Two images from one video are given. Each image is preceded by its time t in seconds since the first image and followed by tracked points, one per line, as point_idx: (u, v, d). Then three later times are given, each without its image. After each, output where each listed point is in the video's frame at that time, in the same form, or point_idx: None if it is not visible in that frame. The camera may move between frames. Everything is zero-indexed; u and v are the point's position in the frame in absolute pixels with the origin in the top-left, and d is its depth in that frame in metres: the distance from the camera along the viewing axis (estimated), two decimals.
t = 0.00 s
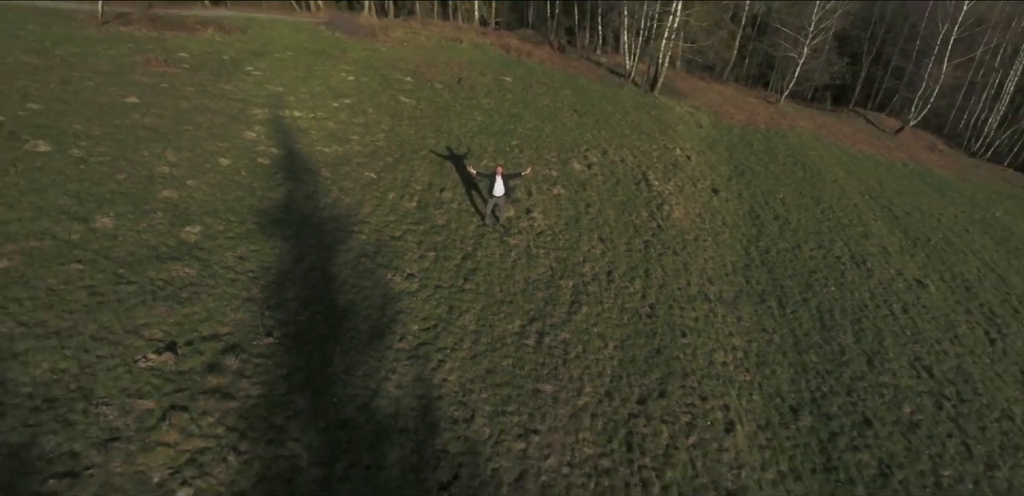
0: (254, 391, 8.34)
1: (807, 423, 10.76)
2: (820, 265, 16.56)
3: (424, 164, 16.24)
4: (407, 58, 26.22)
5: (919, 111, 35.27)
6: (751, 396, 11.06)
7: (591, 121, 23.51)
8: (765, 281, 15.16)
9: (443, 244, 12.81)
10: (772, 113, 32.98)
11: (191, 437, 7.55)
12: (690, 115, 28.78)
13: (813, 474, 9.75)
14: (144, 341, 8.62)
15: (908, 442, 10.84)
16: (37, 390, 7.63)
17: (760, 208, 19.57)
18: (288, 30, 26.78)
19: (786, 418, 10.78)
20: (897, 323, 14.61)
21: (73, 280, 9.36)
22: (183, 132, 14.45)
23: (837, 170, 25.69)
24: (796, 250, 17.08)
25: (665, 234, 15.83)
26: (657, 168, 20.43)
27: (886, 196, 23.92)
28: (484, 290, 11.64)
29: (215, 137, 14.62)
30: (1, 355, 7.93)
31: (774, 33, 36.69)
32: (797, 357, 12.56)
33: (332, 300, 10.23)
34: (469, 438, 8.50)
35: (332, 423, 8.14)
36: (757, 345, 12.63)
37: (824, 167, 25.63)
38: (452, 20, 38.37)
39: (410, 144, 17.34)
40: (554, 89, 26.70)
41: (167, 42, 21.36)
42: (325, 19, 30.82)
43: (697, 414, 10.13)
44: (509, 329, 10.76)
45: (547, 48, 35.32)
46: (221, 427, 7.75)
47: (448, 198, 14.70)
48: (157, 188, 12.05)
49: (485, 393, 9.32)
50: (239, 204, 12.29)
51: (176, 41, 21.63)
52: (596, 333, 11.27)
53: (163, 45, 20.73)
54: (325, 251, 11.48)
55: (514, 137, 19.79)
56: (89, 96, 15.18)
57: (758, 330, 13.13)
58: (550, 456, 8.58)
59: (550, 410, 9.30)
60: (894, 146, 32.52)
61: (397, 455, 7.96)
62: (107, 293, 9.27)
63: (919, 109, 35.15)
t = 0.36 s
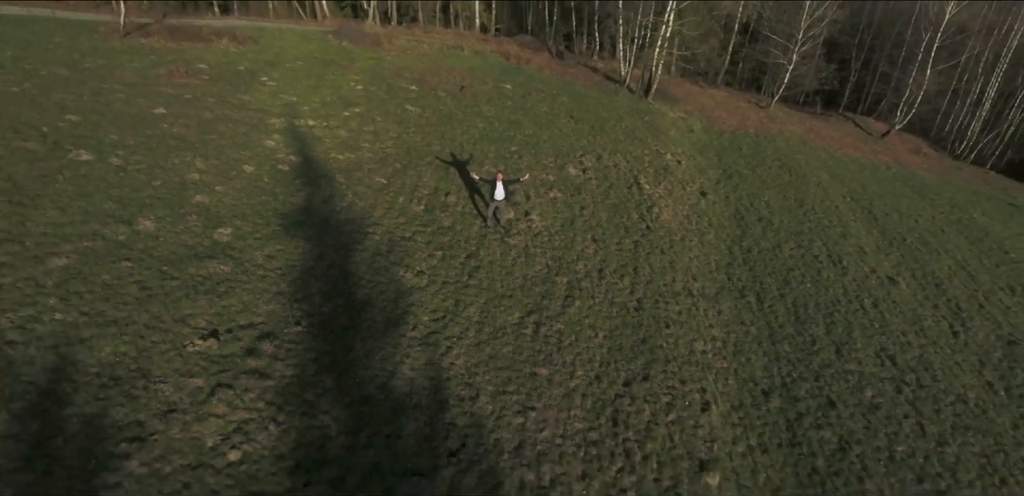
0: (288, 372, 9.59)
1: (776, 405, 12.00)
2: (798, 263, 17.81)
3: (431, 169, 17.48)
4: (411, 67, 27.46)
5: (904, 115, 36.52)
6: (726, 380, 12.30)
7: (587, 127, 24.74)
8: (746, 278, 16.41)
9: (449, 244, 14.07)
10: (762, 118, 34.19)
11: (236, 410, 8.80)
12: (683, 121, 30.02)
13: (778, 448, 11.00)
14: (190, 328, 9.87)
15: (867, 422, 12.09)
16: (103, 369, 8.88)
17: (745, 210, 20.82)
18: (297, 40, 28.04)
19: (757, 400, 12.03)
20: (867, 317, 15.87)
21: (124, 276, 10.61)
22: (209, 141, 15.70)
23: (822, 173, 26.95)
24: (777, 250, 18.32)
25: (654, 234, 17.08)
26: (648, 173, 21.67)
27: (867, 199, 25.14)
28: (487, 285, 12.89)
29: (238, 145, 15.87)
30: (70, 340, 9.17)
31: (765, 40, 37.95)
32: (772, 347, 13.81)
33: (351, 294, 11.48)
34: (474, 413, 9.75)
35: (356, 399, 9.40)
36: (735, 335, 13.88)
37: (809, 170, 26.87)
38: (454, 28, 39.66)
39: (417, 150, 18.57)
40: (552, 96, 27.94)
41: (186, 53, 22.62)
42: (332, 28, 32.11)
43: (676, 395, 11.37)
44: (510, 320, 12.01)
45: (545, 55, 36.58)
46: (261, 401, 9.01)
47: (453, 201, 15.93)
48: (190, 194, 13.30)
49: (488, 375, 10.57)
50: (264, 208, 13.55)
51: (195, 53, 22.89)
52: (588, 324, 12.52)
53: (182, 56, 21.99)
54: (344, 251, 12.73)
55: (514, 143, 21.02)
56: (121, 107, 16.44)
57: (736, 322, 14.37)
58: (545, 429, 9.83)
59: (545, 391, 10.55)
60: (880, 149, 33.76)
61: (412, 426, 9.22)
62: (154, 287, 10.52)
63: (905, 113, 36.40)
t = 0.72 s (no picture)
0: (315, 358, 10.92)
1: (749, 390, 13.35)
2: (778, 262, 19.13)
3: (436, 175, 18.80)
4: (415, 75, 28.82)
5: (890, 120, 37.84)
6: (705, 368, 13.64)
7: (582, 133, 26.08)
8: (728, 276, 17.74)
9: (455, 245, 15.40)
10: (753, 123, 35.49)
11: (271, 389, 10.14)
12: (675, 126, 31.35)
13: (749, 427, 12.35)
14: (227, 320, 11.20)
15: (831, 405, 13.43)
16: (156, 354, 10.22)
17: (730, 212, 22.15)
18: (307, 50, 29.39)
19: (732, 385, 13.38)
20: (839, 312, 17.21)
21: (167, 273, 11.94)
22: (231, 150, 17.03)
23: (807, 177, 28.28)
24: (759, 250, 19.65)
25: (644, 236, 18.41)
26: (640, 177, 23.00)
27: (849, 201, 26.47)
28: (489, 282, 14.23)
29: (259, 153, 17.20)
30: (125, 330, 10.50)
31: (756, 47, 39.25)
32: (748, 338, 15.15)
33: (368, 290, 12.83)
34: (478, 393, 11.09)
35: (375, 381, 10.74)
36: (716, 328, 15.21)
37: (795, 174, 28.21)
38: (455, 35, 41.02)
39: (423, 157, 19.89)
40: (550, 103, 29.27)
41: (203, 64, 23.96)
42: (339, 37, 33.46)
43: (658, 380, 12.72)
44: (509, 314, 13.36)
45: (544, 62, 37.93)
46: (294, 383, 10.35)
47: (457, 205, 17.25)
48: (219, 199, 14.64)
49: (490, 361, 11.91)
50: (286, 212, 14.88)
51: (212, 64, 24.23)
52: (580, 317, 13.87)
53: (200, 67, 23.36)
54: (359, 251, 14.07)
55: (513, 150, 22.35)
56: (150, 118, 17.78)
57: (717, 316, 15.71)
58: (541, 408, 11.18)
59: (541, 375, 11.89)
60: (866, 153, 35.09)
61: (424, 404, 10.56)
62: (193, 284, 11.85)
63: (891, 118, 37.72)
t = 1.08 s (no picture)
0: (337, 346, 12.33)
1: (726, 378, 14.75)
2: (759, 262, 20.53)
3: (441, 181, 20.19)
4: (419, 84, 30.23)
5: (877, 125, 39.23)
6: (686, 358, 15.05)
7: (579, 140, 27.48)
8: (712, 274, 19.15)
9: (459, 246, 16.80)
10: (743, 128, 36.86)
11: (300, 373, 11.55)
12: (668, 132, 32.76)
13: (724, 410, 13.75)
14: (259, 313, 12.61)
15: (801, 391, 14.83)
16: (198, 343, 11.62)
17: (717, 215, 23.55)
18: (316, 60, 30.82)
19: (711, 373, 14.78)
20: (814, 308, 18.61)
21: (203, 272, 13.35)
22: (252, 158, 18.43)
23: (793, 181, 29.68)
24: (742, 251, 21.06)
25: (634, 238, 19.81)
26: (633, 182, 24.40)
27: (832, 204, 27.87)
28: (491, 280, 15.64)
29: (277, 161, 18.60)
30: (170, 321, 11.91)
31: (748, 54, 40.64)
32: (728, 331, 16.55)
33: (381, 288, 14.24)
34: (482, 378, 12.50)
35: (390, 367, 12.15)
36: (698, 322, 16.61)
37: (782, 178, 29.60)
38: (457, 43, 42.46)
39: (429, 164, 21.28)
40: (548, 110, 30.68)
41: (220, 75, 25.37)
42: (346, 46, 34.91)
43: (643, 368, 14.12)
44: (509, 308, 14.77)
45: (543, 69, 39.35)
46: (319, 368, 11.76)
47: (460, 210, 18.64)
48: (244, 204, 16.05)
49: (492, 351, 13.32)
50: (305, 216, 16.29)
51: (228, 74, 25.64)
52: (573, 312, 15.28)
53: (218, 78, 24.78)
54: (373, 252, 15.47)
55: (513, 157, 23.73)
56: (176, 128, 19.19)
57: (700, 312, 17.11)
58: (537, 392, 12.59)
59: (538, 364, 13.31)
60: (852, 157, 36.50)
61: (434, 387, 11.97)
62: (227, 282, 13.27)
63: (877, 123, 39.11)
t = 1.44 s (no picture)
0: (355, 338, 13.81)
1: (707, 367, 16.20)
2: (742, 263, 21.96)
3: (446, 187, 21.64)
4: (423, 92, 31.66)
5: (863, 129, 40.61)
6: (670, 350, 16.51)
7: (575, 146, 28.92)
8: (697, 274, 20.60)
9: (463, 248, 18.25)
10: (734, 133, 38.27)
11: (323, 362, 13.02)
12: (661, 138, 34.21)
13: (703, 396, 15.20)
14: (284, 309, 14.09)
15: (775, 380, 16.27)
16: (232, 334, 13.10)
17: (705, 218, 25.00)
18: (324, 70, 32.25)
19: (692, 363, 16.24)
20: (792, 304, 20.06)
21: (232, 272, 14.82)
22: (270, 166, 19.88)
23: (780, 185, 31.11)
24: (727, 252, 22.50)
25: (625, 239, 21.27)
26: (626, 187, 25.84)
27: (816, 207, 29.29)
28: (491, 279, 17.12)
29: (294, 169, 20.05)
30: (207, 315, 13.37)
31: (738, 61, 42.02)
32: (710, 326, 17.99)
33: (393, 286, 15.71)
34: (484, 367, 13.96)
35: (403, 356, 13.62)
36: (683, 318, 18.05)
37: (769, 182, 31.04)
38: (458, 50, 43.93)
39: (434, 171, 22.71)
40: (546, 117, 32.13)
41: (235, 86, 26.80)
42: (352, 55, 36.34)
43: (630, 359, 15.57)
44: (509, 305, 16.23)
45: (542, 76, 40.80)
46: (340, 357, 13.22)
47: (463, 214, 20.08)
48: (266, 210, 17.51)
49: (493, 342, 14.79)
50: (321, 220, 17.75)
51: (242, 85, 27.08)
52: (567, 308, 16.73)
53: (233, 89, 26.24)
54: (384, 253, 16.93)
55: (513, 163, 25.16)
56: (199, 138, 20.65)
57: (685, 308, 18.56)
58: (534, 379, 14.06)
59: (535, 354, 14.78)
60: (839, 161, 37.91)
61: (442, 374, 13.43)
62: (255, 280, 14.74)
63: (864, 128, 40.51)
